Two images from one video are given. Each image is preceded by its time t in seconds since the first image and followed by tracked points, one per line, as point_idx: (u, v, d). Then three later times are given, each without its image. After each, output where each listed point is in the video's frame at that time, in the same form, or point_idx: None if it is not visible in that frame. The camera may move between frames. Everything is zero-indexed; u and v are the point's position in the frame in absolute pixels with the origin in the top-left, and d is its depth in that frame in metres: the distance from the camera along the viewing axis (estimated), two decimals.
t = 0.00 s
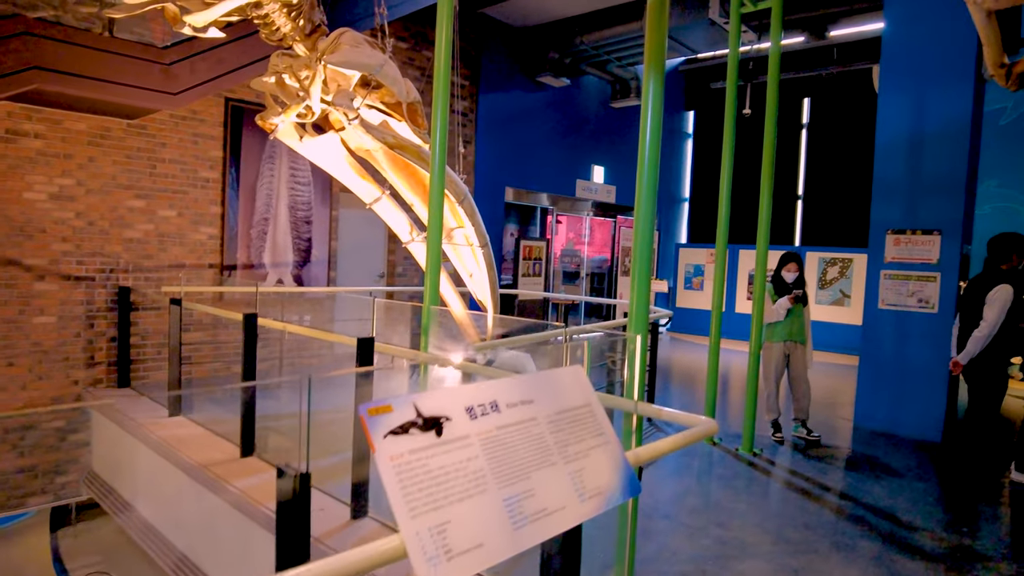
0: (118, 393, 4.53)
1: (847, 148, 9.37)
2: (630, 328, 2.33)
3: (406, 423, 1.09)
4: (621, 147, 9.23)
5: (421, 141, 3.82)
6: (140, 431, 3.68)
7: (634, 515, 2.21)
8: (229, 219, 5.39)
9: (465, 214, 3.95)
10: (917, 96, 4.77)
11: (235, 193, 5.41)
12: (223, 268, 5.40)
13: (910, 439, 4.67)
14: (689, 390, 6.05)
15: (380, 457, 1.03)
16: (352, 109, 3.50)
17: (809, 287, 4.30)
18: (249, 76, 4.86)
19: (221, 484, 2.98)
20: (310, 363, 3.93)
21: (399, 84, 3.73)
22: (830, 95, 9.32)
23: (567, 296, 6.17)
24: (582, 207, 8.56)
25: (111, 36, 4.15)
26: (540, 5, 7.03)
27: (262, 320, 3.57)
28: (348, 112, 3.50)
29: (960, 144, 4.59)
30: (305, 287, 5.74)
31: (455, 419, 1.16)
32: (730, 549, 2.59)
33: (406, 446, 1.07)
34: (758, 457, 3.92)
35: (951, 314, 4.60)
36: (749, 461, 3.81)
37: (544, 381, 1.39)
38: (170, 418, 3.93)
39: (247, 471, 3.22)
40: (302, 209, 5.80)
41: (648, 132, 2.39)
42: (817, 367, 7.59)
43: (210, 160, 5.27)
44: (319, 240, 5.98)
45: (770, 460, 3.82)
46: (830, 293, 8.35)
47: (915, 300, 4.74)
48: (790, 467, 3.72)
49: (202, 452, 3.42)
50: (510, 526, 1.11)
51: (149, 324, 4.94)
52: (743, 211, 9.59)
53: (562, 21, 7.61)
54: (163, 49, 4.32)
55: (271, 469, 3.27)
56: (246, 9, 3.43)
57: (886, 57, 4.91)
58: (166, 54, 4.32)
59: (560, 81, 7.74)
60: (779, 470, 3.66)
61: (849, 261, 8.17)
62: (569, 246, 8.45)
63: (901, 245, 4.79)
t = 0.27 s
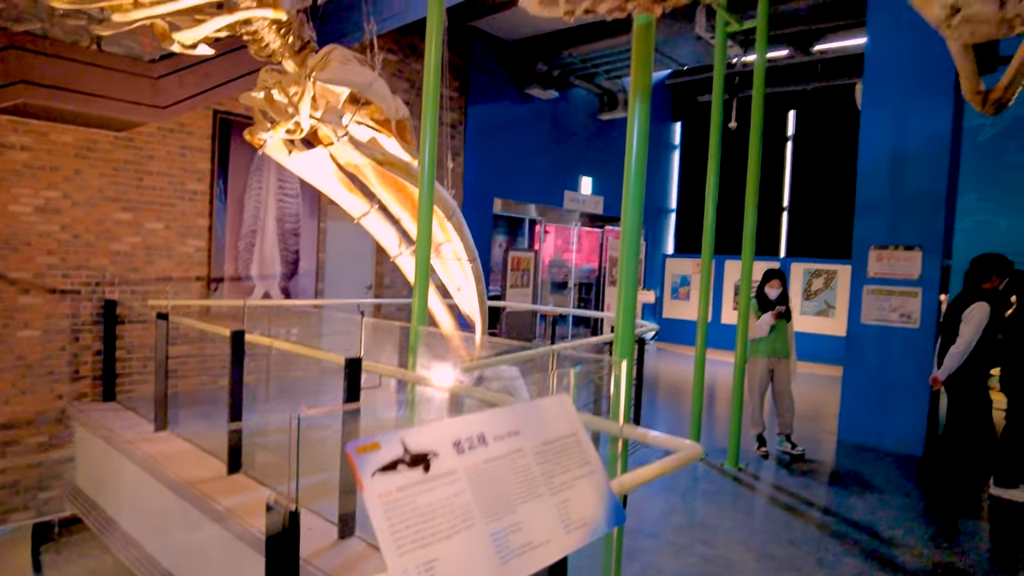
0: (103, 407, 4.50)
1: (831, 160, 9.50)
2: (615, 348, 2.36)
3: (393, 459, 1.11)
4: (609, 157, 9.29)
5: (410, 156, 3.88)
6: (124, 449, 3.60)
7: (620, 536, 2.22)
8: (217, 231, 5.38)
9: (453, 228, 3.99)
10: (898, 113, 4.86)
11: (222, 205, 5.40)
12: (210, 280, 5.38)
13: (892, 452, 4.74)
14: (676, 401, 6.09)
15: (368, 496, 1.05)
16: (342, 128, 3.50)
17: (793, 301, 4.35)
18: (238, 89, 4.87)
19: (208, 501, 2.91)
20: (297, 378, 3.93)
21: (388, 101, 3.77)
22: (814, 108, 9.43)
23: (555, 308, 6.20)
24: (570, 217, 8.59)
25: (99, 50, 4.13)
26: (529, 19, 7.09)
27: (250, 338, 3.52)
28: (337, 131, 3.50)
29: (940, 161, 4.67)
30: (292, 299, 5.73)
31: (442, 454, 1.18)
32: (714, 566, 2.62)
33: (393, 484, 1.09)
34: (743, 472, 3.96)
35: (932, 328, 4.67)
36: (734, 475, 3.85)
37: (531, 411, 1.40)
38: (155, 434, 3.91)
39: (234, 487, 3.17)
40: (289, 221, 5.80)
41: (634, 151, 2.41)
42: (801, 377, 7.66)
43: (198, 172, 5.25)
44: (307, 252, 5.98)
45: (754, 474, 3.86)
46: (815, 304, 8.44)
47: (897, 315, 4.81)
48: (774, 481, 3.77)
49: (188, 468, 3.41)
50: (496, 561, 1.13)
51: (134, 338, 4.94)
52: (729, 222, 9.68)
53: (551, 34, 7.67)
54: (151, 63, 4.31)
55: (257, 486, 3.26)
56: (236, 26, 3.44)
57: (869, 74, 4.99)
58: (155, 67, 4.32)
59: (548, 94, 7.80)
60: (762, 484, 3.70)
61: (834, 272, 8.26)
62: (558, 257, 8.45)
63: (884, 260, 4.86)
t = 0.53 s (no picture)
0: (74, 445, 4.41)
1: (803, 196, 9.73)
2: (593, 392, 2.39)
3: (373, 516, 1.13)
4: (587, 191, 9.42)
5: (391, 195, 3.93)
6: (96, 490, 3.53)
7: None
8: (195, 265, 5.35)
9: (433, 265, 4.00)
10: (866, 154, 5.02)
11: (201, 239, 5.38)
12: (187, 315, 5.34)
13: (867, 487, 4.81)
14: (654, 435, 6.12)
15: (348, 553, 1.07)
16: (322, 166, 3.59)
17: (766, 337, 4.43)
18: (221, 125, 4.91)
19: (182, 545, 2.87)
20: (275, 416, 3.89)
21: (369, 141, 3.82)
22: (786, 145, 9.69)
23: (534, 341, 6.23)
24: (549, 249, 8.66)
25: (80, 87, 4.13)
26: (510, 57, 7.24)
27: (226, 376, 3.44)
28: (319, 168, 3.59)
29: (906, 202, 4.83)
30: (270, 334, 5.69)
31: (421, 509, 1.20)
32: None
33: (372, 540, 1.11)
34: (721, 508, 3.98)
35: (902, 364, 4.79)
36: (712, 512, 3.87)
37: (511, 463, 1.42)
38: (128, 473, 3.84)
39: (208, 529, 3.13)
40: (268, 255, 5.79)
41: (609, 199, 2.49)
42: (778, 410, 7.73)
43: (177, 206, 5.24)
44: (285, 286, 5.97)
45: (732, 511, 3.88)
46: (790, 336, 8.57)
47: (869, 351, 4.92)
48: (752, 518, 3.79)
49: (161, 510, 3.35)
50: None
51: (108, 373, 4.89)
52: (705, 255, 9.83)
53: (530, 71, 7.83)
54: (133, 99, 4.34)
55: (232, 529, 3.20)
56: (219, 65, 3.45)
57: (838, 117, 5.16)
58: (136, 103, 4.36)
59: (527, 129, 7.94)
60: (741, 521, 3.73)
61: (807, 305, 8.40)
62: (538, 289, 8.39)
63: (855, 296, 4.98)
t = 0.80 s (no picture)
0: (28, 498, 4.24)
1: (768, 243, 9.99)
2: (568, 444, 2.39)
3: None
4: (558, 237, 9.55)
5: (364, 244, 3.95)
6: (50, 547, 3.39)
7: None
8: (162, 311, 5.27)
9: (404, 311, 3.98)
10: (827, 206, 5.20)
11: (169, 284, 5.32)
12: (152, 362, 5.23)
13: (836, 533, 4.84)
14: (626, 482, 6.09)
15: None
16: (295, 215, 3.60)
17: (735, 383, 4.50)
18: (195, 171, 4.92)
19: None
20: (240, 467, 3.81)
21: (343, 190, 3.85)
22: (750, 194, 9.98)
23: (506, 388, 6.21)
24: (521, 294, 8.69)
25: (52, 132, 4.10)
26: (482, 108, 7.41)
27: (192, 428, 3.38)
28: (292, 217, 3.60)
29: (865, 252, 5.00)
30: (238, 380, 5.60)
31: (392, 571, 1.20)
32: None
33: None
34: (694, 557, 3.97)
35: (867, 410, 4.86)
36: (685, 562, 3.85)
37: (485, 522, 1.42)
38: (84, 528, 3.69)
39: None
40: (237, 301, 5.75)
41: (580, 252, 2.54)
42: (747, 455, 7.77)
43: (146, 251, 5.19)
44: (253, 332, 5.91)
45: (705, 559, 3.87)
46: (758, 381, 8.67)
47: (835, 396, 5.00)
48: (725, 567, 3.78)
49: (118, 566, 3.23)
50: None
51: (68, 423, 4.74)
52: (674, 301, 9.97)
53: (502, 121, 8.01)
54: (104, 145, 4.33)
55: None
56: (194, 114, 3.48)
57: (799, 169, 5.35)
58: (107, 149, 4.36)
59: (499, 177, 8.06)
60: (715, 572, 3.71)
61: (774, 350, 8.50)
62: (509, 332, 8.37)
63: (820, 342, 5.09)
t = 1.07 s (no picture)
0: None
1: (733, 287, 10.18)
2: (538, 491, 2.38)
3: None
4: (528, 280, 9.62)
5: (333, 286, 3.93)
6: None
7: None
8: (123, 353, 5.15)
9: (373, 354, 3.96)
10: (789, 252, 5.35)
11: (132, 326, 5.22)
12: (112, 406, 5.08)
13: None
14: (596, 528, 6.03)
15: None
16: (264, 258, 3.57)
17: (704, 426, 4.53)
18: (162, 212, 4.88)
19: None
20: (201, 516, 3.69)
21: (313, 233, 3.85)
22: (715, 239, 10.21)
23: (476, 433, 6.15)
24: (492, 336, 8.67)
25: (16, 171, 4.02)
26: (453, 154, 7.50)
27: (151, 475, 3.28)
28: (260, 261, 3.57)
29: (826, 298, 5.14)
30: (200, 425, 5.47)
31: None
32: None
33: None
34: None
35: (833, 452, 4.93)
36: None
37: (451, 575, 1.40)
38: None
39: None
40: (201, 343, 5.66)
41: (550, 296, 2.56)
42: (717, 499, 7.77)
43: (108, 293, 5.08)
44: (217, 375, 5.80)
45: None
46: (726, 423, 8.73)
47: (801, 439, 5.06)
48: None
49: None
50: None
51: (18, 471, 4.56)
52: (642, 343, 10.06)
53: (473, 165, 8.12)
54: (68, 185, 4.28)
55: None
56: (164, 155, 3.46)
57: (761, 216, 5.51)
58: (72, 190, 4.29)
59: (469, 220, 8.13)
60: None
61: (741, 393, 8.60)
62: (479, 375, 8.33)
63: (785, 385, 5.17)
